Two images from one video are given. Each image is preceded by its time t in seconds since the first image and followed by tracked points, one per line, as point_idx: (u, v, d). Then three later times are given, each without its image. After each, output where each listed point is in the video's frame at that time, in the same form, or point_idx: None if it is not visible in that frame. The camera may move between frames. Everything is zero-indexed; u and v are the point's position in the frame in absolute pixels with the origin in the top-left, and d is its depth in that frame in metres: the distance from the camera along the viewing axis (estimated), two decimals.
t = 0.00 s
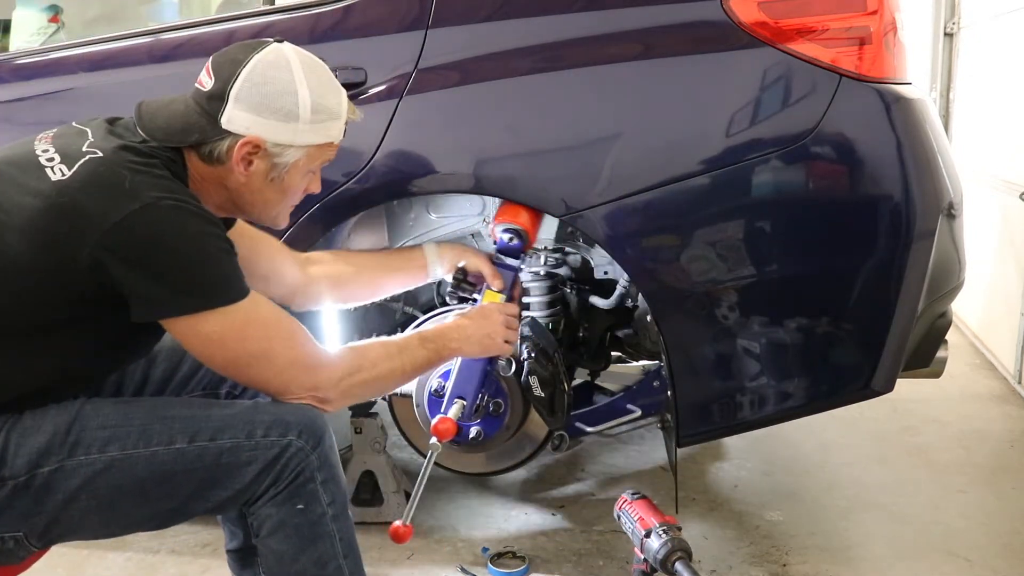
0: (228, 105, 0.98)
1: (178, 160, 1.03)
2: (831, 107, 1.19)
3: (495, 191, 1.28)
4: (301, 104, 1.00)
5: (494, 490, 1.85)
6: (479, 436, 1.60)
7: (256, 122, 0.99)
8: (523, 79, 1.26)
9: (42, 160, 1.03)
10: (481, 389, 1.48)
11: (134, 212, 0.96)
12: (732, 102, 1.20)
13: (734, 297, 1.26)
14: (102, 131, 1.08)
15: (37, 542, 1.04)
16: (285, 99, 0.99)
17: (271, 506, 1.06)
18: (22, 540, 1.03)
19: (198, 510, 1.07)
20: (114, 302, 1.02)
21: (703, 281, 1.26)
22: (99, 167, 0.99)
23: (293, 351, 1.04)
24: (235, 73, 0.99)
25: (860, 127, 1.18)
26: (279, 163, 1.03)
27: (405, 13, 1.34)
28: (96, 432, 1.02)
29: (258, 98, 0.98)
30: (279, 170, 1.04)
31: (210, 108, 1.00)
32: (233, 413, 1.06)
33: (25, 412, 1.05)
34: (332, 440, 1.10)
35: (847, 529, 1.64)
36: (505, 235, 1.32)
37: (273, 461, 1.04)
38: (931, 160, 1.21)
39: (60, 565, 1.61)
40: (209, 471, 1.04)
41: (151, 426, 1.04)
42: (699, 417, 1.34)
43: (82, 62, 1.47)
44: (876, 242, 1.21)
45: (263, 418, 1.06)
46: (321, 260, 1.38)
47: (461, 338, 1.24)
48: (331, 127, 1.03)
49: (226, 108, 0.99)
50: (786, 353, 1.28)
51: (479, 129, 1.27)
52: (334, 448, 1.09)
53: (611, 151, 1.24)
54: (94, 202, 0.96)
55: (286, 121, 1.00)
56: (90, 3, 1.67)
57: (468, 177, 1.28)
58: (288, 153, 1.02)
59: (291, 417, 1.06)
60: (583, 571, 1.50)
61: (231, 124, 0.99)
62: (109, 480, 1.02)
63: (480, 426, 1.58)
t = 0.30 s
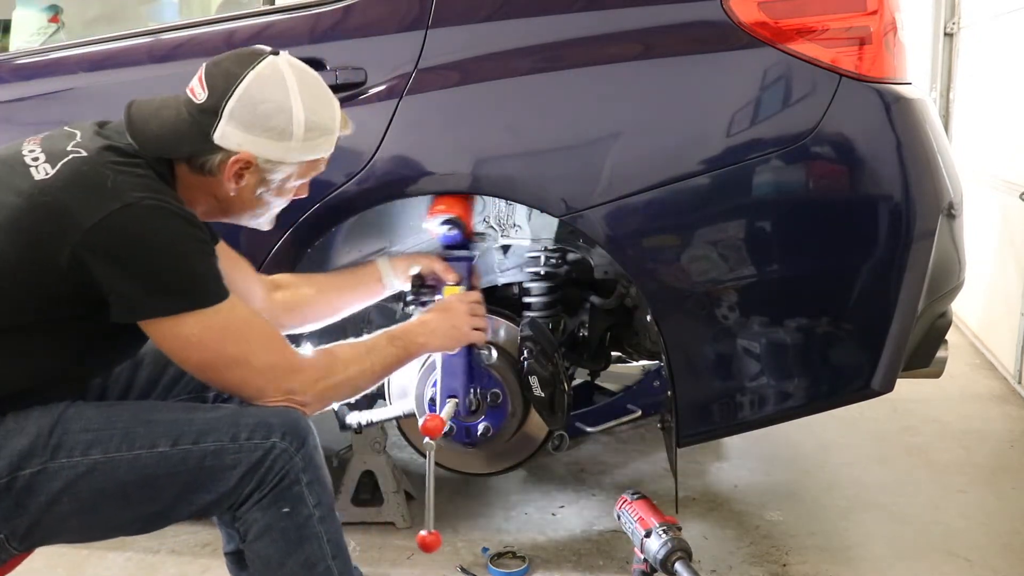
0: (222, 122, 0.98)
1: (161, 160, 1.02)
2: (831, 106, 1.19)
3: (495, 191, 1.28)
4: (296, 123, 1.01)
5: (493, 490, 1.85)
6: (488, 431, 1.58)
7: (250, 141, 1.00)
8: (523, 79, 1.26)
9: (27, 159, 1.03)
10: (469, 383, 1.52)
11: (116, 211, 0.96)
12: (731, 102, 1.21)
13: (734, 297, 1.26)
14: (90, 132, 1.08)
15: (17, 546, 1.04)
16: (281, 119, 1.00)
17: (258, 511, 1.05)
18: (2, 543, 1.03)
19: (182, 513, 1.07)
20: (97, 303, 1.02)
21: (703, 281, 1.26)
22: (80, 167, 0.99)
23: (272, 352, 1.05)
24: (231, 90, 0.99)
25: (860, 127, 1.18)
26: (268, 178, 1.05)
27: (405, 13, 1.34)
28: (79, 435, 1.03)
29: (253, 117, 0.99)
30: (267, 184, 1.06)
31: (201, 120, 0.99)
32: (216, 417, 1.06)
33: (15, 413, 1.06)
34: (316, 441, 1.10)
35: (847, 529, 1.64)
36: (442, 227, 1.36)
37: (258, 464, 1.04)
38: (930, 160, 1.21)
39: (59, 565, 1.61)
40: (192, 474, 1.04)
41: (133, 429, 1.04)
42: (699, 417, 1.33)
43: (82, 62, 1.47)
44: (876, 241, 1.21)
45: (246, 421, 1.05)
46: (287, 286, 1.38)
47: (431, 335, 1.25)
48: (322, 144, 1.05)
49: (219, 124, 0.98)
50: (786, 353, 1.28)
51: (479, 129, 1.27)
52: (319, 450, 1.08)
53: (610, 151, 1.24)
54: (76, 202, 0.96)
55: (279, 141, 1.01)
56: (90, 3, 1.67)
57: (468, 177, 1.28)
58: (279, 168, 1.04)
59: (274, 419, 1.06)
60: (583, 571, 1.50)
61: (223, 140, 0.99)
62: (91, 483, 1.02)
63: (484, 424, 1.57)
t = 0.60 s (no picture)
0: (199, 143, 0.98)
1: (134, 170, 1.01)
2: (831, 106, 1.19)
3: (494, 191, 1.28)
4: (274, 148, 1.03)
5: (493, 491, 1.85)
6: (495, 424, 1.55)
7: (227, 163, 1.00)
8: (523, 79, 1.26)
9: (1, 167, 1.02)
10: (458, 379, 1.47)
11: (93, 222, 0.96)
12: (730, 102, 1.21)
13: (734, 297, 1.26)
14: (63, 141, 1.07)
15: None
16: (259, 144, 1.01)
17: (231, 524, 1.07)
18: None
19: (152, 523, 1.07)
20: (73, 312, 1.02)
21: (703, 281, 1.26)
22: (53, 177, 0.99)
23: (248, 362, 1.05)
24: (212, 112, 0.99)
25: (860, 127, 1.18)
26: (239, 194, 1.07)
27: (405, 13, 1.34)
28: (41, 450, 1.02)
29: (231, 140, 0.99)
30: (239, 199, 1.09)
31: (176, 137, 0.99)
32: (182, 429, 1.07)
33: None
34: (285, 449, 1.11)
35: (847, 529, 1.64)
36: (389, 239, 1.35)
37: (226, 477, 1.05)
38: (931, 160, 1.21)
39: (59, 565, 1.61)
40: (158, 489, 1.04)
41: (96, 442, 1.04)
42: (699, 417, 1.34)
43: (82, 62, 1.47)
44: (876, 241, 1.21)
45: (214, 434, 1.07)
46: (249, 297, 1.37)
47: (403, 343, 1.26)
48: (297, 167, 1.07)
49: (196, 144, 0.98)
50: (787, 353, 1.28)
51: (479, 129, 1.27)
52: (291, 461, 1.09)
53: (610, 152, 1.24)
54: (52, 212, 0.96)
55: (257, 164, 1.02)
56: (91, 4, 1.67)
57: (467, 177, 1.28)
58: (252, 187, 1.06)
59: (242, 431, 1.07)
60: (583, 571, 1.50)
61: (200, 160, 0.99)
62: (56, 498, 1.02)
63: (484, 420, 1.55)
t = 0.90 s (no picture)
0: (194, 140, 0.98)
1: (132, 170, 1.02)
2: (831, 107, 1.19)
3: (494, 192, 1.28)
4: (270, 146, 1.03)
5: (493, 491, 1.85)
6: (497, 423, 1.54)
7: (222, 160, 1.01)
8: (523, 79, 1.26)
9: None
10: (456, 381, 1.47)
11: (89, 228, 0.96)
12: (730, 102, 1.21)
13: (734, 297, 1.26)
14: (57, 145, 1.07)
15: None
16: (255, 143, 1.01)
17: (228, 527, 1.06)
18: None
19: (148, 528, 1.07)
20: (70, 317, 1.02)
21: (703, 281, 1.26)
22: (49, 182, 0.98)
23: (247, 365, 1.06)
24: (208, 109, 0.99)
25: (860, 127, 1.18)
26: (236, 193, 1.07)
27: (405, 13, 1.34)
28: (33, 459, 1.02)
29: (228, 138, 0.99)
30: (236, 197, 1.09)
31: (172, 134, 0.99)
32: (176, 435, 1.07)
33: None
34: (281, 451, 1.11)
35: (847, 530, 1.64)
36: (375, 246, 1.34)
37: (222, 480, 1.05)
38: (931, 160, 1.21)
39: (59, 565, 1.61)
40: (153, 494, 1.04)
41: (89, 448, 1.04)
42: (699, 417, 1.34)
43: (82, 62, 1.47)
44: (876, 241, 1.21)
45: (209, 437, 1.07)
46: (239, 304, 1.37)
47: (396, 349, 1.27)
48: (293, 166, 1.07)
49: (192, 141, 0.99)
50: (787, 353, 1.28)
51: (479, 130, 1.27)
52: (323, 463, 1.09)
53: (610, 152, 1.24)
54: (48, 218, 0.96)
55: (252, 162, 1.02)
56: (90, 4, 1.67)
57: (467, 177, 1.28)
58: (247, 186, 1.06)
59: (239, 433, 1.07)
60: (583, 571, 1.50)
61: (195, 157, 0.99)
62: (49, 506, 1.01)
63: (484, 416, 1.54)
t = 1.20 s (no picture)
0: (222, 136, 0.98)
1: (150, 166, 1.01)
2: (831, 107, 1.19)
3: (495, 192, 1.28)
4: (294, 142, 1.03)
5: (494, 491, 1.85)
6: (498, 421, 1.54)
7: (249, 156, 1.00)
8: (523, 79, 1.26)
9: (9, 171, 1.02)
10: (453, 381, 1.47)
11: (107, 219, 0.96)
12: (731, 102, 1.21)
13: (734, 297, 1.26)
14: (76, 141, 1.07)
15: None
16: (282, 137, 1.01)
17: (241, 524, 1.06)
18: None
19: (159, 525, 1.07)
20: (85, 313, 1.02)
21: (703, 281, 1.26)
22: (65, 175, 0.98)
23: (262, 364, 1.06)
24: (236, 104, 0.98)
25: (860, 127, 1.18)
26: (260, 189, 1.07)
27: (405, 13, 1.34)
28: (47, 456, 1.02)
29: (257, 134, 0.99)
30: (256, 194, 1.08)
31: (198, 129, 0.98)
32: (190, 430, 1.07)
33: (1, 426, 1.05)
34: (297, 447, 1.11)
35: (846, 530, 1.64)
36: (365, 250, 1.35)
37: (236, 476, 1.05)
38: (931, 160, 1.21)
39: (60, 565, 1.61)
40: (165, 490, 1.04)
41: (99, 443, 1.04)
42: (699, 417, 1.34)
43: (82, 62, 1.47)
44: (876, 241, 1.21)
45: (223, 432, 1.07)
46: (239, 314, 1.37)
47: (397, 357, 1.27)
48: (317, 162, 1.07)
49: (220, 137, 0.98)
50: (787, 354, 1.28)
51: (480, 129, 1.27)
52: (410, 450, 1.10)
53: (610, 152, 1.24)
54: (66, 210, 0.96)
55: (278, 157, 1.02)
56: (90, 4, 1.67)
57: (467, 177, 1.28)
58: (272, 182, 1.06)
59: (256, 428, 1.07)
60: (583, 571, 1.50)
61: (222, 153, 0.99)
62: (61, 504, 1.01)
63: (484, 416, 1.54)
